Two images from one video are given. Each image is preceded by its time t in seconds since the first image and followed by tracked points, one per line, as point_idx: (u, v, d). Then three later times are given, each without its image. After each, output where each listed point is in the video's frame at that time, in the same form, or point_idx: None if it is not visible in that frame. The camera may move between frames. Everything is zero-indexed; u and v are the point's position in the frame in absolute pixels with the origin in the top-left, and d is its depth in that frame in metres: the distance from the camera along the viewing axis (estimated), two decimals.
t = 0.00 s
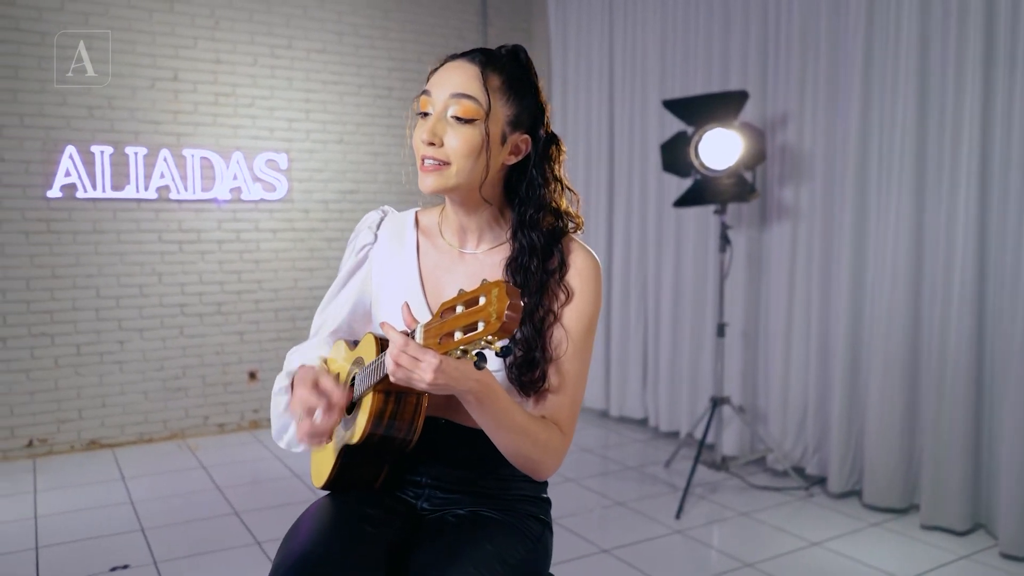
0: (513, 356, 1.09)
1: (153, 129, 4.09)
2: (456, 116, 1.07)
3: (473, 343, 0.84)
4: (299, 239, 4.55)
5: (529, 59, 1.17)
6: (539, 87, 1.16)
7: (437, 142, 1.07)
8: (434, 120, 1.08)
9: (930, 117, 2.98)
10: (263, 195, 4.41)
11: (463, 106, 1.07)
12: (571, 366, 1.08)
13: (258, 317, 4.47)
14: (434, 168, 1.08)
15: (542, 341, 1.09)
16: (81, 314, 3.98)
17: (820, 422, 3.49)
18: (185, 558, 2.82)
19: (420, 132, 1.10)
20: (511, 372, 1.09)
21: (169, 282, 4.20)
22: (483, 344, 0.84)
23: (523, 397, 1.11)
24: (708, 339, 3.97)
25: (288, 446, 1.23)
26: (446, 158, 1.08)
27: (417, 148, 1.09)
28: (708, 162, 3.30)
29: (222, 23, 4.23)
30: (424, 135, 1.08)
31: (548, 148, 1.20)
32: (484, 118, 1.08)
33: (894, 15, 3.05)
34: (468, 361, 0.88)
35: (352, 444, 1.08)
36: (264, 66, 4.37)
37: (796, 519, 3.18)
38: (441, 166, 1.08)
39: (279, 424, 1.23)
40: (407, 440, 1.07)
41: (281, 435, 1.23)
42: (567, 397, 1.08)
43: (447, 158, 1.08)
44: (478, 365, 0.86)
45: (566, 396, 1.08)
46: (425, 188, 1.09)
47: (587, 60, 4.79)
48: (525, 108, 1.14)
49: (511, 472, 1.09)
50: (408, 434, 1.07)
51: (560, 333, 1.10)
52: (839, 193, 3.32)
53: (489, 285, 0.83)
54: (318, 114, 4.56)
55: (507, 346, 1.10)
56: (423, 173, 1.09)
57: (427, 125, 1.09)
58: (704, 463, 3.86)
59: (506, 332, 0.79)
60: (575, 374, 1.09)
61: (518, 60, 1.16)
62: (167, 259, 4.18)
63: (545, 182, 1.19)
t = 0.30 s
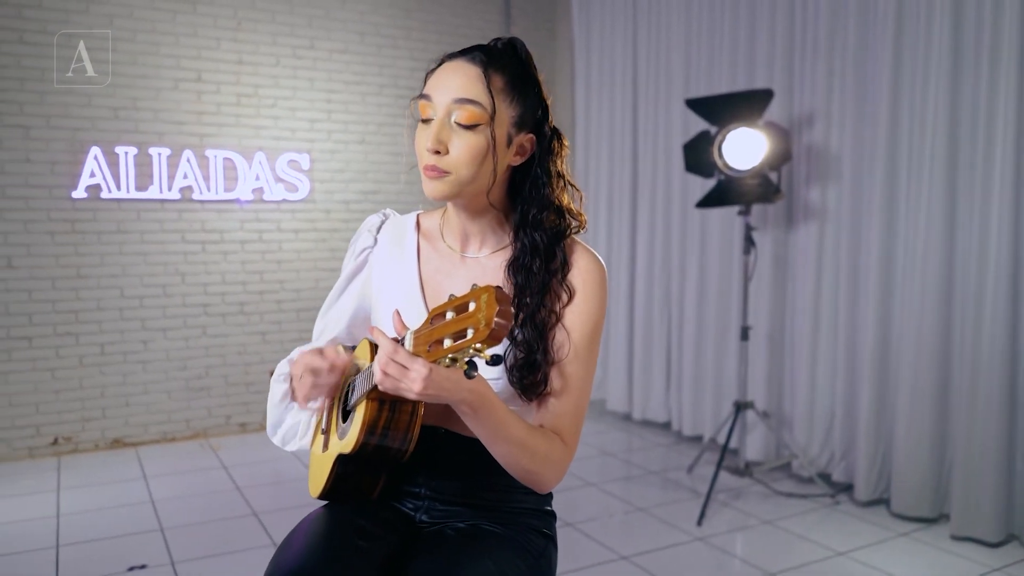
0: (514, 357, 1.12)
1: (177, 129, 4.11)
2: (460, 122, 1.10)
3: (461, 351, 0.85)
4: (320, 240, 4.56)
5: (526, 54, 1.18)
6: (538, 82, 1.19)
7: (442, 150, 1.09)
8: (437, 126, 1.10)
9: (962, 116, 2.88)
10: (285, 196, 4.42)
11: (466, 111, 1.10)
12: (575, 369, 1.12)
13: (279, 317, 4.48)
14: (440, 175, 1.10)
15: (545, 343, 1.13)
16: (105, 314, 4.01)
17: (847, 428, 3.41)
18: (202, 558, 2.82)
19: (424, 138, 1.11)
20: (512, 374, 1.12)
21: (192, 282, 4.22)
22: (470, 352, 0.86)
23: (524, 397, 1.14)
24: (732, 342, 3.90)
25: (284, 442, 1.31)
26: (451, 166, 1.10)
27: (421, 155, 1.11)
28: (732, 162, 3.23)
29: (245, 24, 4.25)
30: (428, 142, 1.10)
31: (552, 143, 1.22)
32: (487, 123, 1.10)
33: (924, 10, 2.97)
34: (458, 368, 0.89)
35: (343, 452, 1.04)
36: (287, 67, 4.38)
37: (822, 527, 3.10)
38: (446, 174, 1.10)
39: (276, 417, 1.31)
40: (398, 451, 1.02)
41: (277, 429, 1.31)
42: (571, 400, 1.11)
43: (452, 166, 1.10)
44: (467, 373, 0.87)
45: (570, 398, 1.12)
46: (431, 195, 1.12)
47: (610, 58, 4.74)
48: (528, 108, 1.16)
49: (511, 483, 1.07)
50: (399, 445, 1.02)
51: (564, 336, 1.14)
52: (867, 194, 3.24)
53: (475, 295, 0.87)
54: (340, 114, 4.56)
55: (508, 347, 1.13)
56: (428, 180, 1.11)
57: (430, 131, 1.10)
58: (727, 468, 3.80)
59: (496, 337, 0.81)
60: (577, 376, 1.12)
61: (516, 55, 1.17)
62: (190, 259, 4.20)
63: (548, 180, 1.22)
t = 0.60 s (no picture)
0: (524, 357, 1.13)
1: (203, 129, 4.14)
2: (476, 134, 1.10)
3: (461, 356, 0.83)
4: (345, 239, 4.55)
5: (530, 48, 1.18)
6: (547, 79, 1.19)
7: (462, 166, 1.10)
8: (453, 140, 1.10)
9: (1000, 111, 2.79)
10: (310, 195, 4.42)
11: (485, 124, 1.10)
12: (587, 370, 1.12)
13: (304, 316, 4.49)
14: (459, 189, 1.12)
15: (555, 343, 1.13)
16: (132, 313, 4.05)
17: (878, 434, 3.32)
18: (224, 558, 2.82)
19: (441, 151, 1.12)
20: (523, 375, 1.13)
21: (218, 281, 4.24)
22: (471, 359, 0.83)
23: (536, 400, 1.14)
24: (760, 344, 3.83)
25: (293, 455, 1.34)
26: (471, 179, 1.11)
27: (439, 170, 1.12)
28: (760, 160, 3.17)
29: (271, 24, 4.26)
30: (446, 157, 1.10)
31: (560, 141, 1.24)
32: (504, 133, 1.11)
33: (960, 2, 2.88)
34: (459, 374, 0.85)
35: (345, 465, 1.02)
36: (312, 67, 4.38)
37: (852, 535, 3.02)
38: (467, 188, 1.11)
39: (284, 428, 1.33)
40: (405, 458, 1.01)
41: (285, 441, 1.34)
42: (583, 401, 1.11)
43: (471, 179, 1.11)
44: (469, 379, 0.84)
45: (582, 400, 1.12)
46: (450, 209, 1.13)
47: (637, 56, 4.68)
48: (540, 110, 1.17)
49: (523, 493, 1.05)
50: (406, 453, 1.01)
51: (576, 337, 1.14)
52: (900, 193, 3.15)
53: (480, 298, 0.85)
54: (365, 114, 4.56)
55: (519, 347, 1.14)
56: (446, 193, 1.12)
57: (447, 145, 1.11)
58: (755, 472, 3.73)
59: (496, 342, 0.79)
60: (590, 378, 1.12)
61: (523, 52, 1.17)
62: (215, 258, 4.22)
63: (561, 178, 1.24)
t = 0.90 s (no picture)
0: (547, 372, 1.11)
1: (235, 132, 4.16)
2: (494, 127, 1.09)
3: (475, 368, 0.83)
4: (375, 242, 4.56)
5: (558, 49, 1.17)
6: (573, 79, 1.18)
7: (478, 157, 1.08)
8: (470, 132, 1.09)
9: None
10: (341, 198, 4.43)
11: (503, 117, 1.09)
12: (615, 386, 1.11)
13: (334, 318, 4.50)
14: (475, 182, 1.10)
15: (581, 358, 1.11)
16: (165, 314, 4.09)
17: (917, 444, 3.23)
18: (251, 560, 2.82)
19: (457, 144, 1.10)
20: (547, 392, 1.10)
21: (249, 283, 4.26)
22: (484, 372, 0.83)
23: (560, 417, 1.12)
24: (795, 350, 3.75)
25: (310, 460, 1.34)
26: (488, 172, 1.09)
27: (454, 164, 1.10)
28: (795, 162, 3.10)
29: (302, 28, 4.28)
30: (462, 149, 1.09)
31: (585, 145, 1.22)
32: (523, 127, 1.09)
33: None
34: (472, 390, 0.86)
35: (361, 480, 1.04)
36: (343, 70, 4.39)
37: (889, 548, 2.94)
38: (483, 181, 1.09)
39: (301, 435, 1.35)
40: (422, 471, 1.04)
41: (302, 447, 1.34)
42: (611, 419, 1.09)
43: (488, 173, 1.09)
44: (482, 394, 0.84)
45: (610, 417, 1.10)
46: (465, 205, 1.11)
47: (669, 57, 4.62)
48: (563, 109, 1.15)
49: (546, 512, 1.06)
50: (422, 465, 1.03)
51: (602, 352, 1.13)
52: (941, 196, 3.06)
53: (494, 309, 0.84)
54: (396, 116, 4.56)
55: (541, 362, 1.12)
56: (462, 188, 1.11)
57: (463, 137, 1.09)
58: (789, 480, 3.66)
59: (508, 355, 0.77)
60: (617, 394, 1.11)
61: (549, 52, 1.16)
62: (247, 260, 4.24)
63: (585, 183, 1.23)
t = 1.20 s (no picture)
0: (571, 390, 1.09)
1: (266, 133, 4.18)
2: (512, 114, 1.09)
3: (495, 384, 0.80)
4: (405, 242, 4.55)
5: (592, 53, 1.17)
6: (605, 81, 1.17)
7: (492, 142, 1.08)
8: (488, 119, 1.10)
9: None
10: (370, 198, 4.43)
11: (521, 103, 1.09)
12: (641, 406, 1.07)
13: (363, 318, 4.50)
14: (489, 169, 1.10)
15: (605, 376, 1.08)
16: (196, 314, 4.11)
17: (958, 453, 3.13)
18: (280, 562, 2.82)
19: (475, 130, 1.12)
20: (571, 411, 1.08)
21: (280, 284, 4.28)
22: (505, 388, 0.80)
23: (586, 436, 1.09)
24: (831, 355, 3.67)
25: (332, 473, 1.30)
26: (501, 159, 1.09)
27: (470, 150, 1.11)
28: (832, 162, 3.03)
29: (333, 28, 4.28)
30: (477, 134, 1.10)
31: (615, 150, 1.20)
32: (541, 116, 1.09)
33: None
34: (493, 406, 0.85)
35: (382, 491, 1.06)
36: (373, 70, 4.39)
37: (929, 559, 2.85)
38: (496, 168, 1.09)
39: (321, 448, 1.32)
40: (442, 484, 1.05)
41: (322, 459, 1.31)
42: (637, 440, 1.06)
43: (501, 160, 1.09)
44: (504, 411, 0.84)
45: (636, 437, 1.06)
46: (477, 194, 1.09)
47: (702, 55, 4.55)
48: (590, 107, 1.14)
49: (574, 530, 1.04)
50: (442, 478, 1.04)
51: (629, 367, 1.09)
52: (985, 197, 2.96)
53: (516, 321, 0.80)
54: (426, 116, 4.54)
55: (565, 381, 1.10)
56: (477, 176, 1.11)
57: (480, 124, 1.10)
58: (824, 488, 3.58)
59: (530, 372, 0.75)
60: (644, 413, 1.07)
61: (583, 54, 1.16)
62: (277, 261, 4.26)
63: (613, 190, 1.20)
